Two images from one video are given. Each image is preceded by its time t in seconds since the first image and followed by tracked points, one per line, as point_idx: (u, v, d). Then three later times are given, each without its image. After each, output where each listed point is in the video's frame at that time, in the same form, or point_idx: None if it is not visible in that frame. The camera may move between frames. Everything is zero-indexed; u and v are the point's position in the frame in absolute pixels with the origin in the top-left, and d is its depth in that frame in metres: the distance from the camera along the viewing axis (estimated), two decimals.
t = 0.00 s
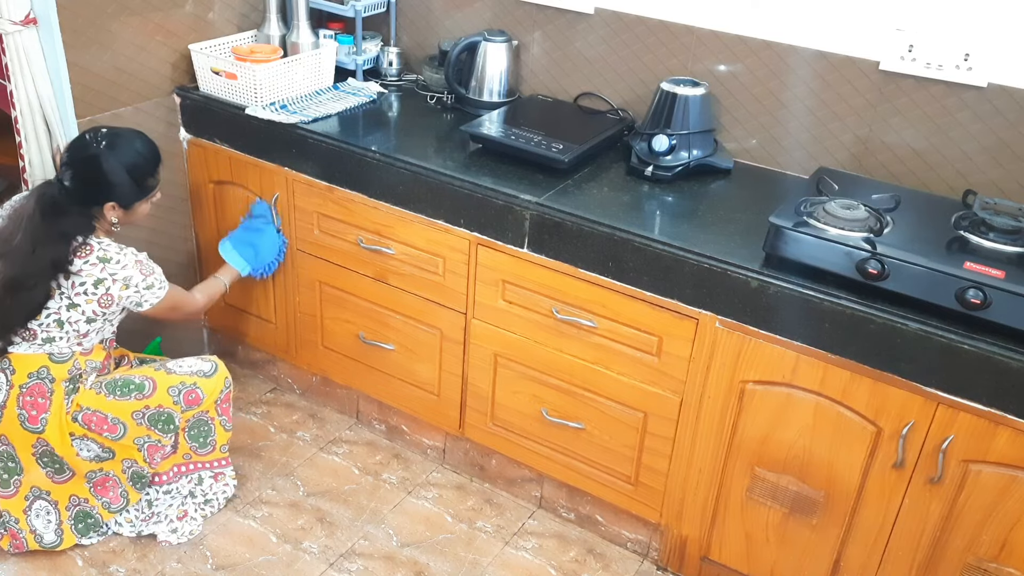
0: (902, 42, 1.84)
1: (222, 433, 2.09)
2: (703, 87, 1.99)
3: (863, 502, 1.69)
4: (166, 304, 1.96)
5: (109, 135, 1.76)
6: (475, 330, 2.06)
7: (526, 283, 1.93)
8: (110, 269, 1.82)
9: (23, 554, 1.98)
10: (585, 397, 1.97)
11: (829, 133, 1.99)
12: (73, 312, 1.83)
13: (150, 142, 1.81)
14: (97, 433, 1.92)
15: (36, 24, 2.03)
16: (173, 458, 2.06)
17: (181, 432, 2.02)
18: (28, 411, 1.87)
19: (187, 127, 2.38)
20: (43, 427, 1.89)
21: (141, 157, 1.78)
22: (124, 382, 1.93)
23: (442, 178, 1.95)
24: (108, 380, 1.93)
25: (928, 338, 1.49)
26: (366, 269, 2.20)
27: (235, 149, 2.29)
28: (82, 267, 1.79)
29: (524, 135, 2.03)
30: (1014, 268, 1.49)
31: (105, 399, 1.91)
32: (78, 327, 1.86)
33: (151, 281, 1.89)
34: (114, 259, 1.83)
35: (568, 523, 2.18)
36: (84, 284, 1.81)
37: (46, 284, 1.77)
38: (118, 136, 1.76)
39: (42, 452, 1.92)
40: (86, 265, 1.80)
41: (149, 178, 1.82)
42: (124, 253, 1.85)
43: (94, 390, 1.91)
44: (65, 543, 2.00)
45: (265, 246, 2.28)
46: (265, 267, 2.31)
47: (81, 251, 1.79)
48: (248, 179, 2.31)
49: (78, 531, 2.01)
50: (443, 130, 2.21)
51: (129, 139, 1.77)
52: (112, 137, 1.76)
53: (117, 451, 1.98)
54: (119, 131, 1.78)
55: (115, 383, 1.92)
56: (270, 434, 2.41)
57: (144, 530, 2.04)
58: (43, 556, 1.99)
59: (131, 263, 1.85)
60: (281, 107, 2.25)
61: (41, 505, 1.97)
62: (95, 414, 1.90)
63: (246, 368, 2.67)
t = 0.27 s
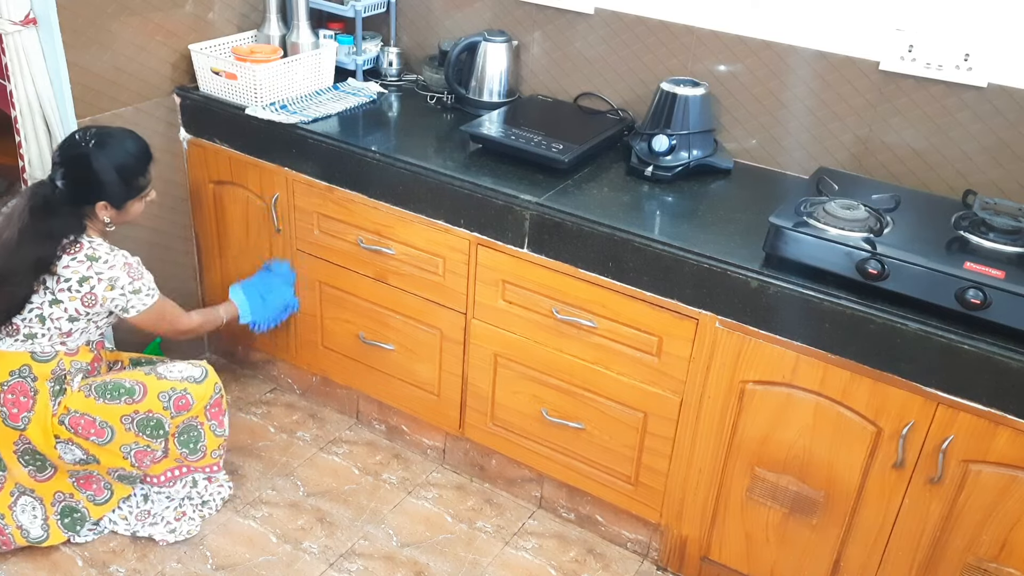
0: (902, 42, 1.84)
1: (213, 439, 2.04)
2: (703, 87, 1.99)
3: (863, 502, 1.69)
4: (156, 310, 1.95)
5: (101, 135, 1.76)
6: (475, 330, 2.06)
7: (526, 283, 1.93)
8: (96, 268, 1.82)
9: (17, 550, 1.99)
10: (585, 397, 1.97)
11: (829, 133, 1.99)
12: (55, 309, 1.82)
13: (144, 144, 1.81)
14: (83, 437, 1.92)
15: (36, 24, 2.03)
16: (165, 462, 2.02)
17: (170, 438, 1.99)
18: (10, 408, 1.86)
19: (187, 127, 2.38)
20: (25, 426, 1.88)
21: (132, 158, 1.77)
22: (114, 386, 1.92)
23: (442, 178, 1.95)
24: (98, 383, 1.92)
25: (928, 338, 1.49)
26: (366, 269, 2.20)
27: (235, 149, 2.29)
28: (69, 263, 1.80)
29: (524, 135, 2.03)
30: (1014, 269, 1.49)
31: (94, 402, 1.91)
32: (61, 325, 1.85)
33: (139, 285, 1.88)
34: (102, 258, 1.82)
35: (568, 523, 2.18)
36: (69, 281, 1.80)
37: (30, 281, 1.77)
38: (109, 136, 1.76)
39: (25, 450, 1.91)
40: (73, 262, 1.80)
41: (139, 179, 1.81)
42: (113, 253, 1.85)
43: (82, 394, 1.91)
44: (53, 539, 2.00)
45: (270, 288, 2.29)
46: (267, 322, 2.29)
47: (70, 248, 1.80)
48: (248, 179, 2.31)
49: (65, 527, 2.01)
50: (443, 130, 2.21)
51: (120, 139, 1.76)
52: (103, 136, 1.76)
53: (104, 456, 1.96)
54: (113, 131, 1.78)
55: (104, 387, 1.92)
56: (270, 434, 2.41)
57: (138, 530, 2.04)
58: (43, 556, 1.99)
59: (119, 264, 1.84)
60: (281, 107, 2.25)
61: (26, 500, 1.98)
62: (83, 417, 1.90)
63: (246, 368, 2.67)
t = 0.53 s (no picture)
0: (902, 43, 1.84)
1: (205, 454, 2.05)
2: (703, 87, 1.99)
3: (863, 503, 1.69)
4: (174, 296, 1.98)
5: (118, 130, 1.77)
6: (475, 330, 2.06)
7: (526, 283, 1.93)
8: (107, 262, 1.83)
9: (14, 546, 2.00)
10: (585, 397, 1.97)
11: (829, 133, 1.99)
12: (68, 303, 1.84)
13: (160, 141, 1.83)
14: (81, 439, 1.91)
15: (36, 24, 2.03)
16: (158, 468, 2.02)
17: (165, 449, 1.98)
18: (13, 401, 1.88)
19: (187, 127, 2.38)
20: (26, 419, 1.89)
21: (150, 155, 1.79)
22: (118, 393, 1.93)
23: (442, 178, 1.95)
24: (102, 389, 1.93)
25: (928, 338, 1.49)
26: (366, 270, 2.20)
27: (235, 149, 2.29)
28: (79, 258, 1.81)
29: (524, 135, 2.03)
30: (1014, 269, 1.49)
31: (95, 406, 1.91)
32: (73, 318, 1.86)
33: (151, 275, 1.90)
34: (112, 252, 1.84)
35: (568, 523, 2.18)
36: (81, 275, 1.82)
37: (42, 274, 1.78)
38: (128, 132, 1.77)
39: (22, 444, 1.92)
40: (84, 256, 1.81)
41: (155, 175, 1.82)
42: (124, 246, 1.86)
43: (86, 396, 1.92)
44: (41, 535, 1.99)
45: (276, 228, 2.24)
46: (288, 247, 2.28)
47: (81, 242, 1.80)
48: (248, 179, 2.31)
49: (54, 523, 2.01)
50: (443, 130, 2.21)
51: (137, 135, 1.78)
52: (121, 132, 1.77)
53: (100, 462, 1.95)
54: (130, 127, 1.79)
55: (108, 393, 1.93)
56: (270, 434, 2.41)
57: (132, 529, 2.05)
58: (43, 556, 1.99)
59: (129, 257, 1.86)
60: (281, 107, 2.25)
61: (16, 496, 1.97)
62: (82, 419, 1.90)
63: (246, 368, 2.67)
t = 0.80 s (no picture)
0: (902, 42, 1.84)
1: (202, 458, 2.04)
2: (704, 87, 1.99)
3: (863, 502, 1.69)
4: (174, 311, 1.94)
5: (123, 139, 1.75)
6: (475, 330, 2.06)
7: (526, 283, 1.93)
8: (111, 272, 1.82)
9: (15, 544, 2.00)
10: (585, 397, 1.97)
11: (829, 133, 1.99)
12: (71, 310, 1.84)
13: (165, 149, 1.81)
14: (76, 441, 1.92)
15: (36, 24, 2.03)
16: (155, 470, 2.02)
17: (159, 453, 1.98)
18: (13, 403, 1.88)
19: (187, 127, 2.38)
20: (23, 422, 1.89)
21: (154, 163, 1.77)
22: (112, 395, 1.93)
23: (442, 178, 1.95)
24: (98, 390, 1.93)
25: (928, 338, 1.49)
26: (366, 270, 2.20)
27: (235, 149, 2.29)
28: (83, 267, 1.80)
29: (524, 135, 2.03)
30: (1014, 269, 1.49)
31: (90, 408, 1.91)
32: (75, 324, 1.86)
33: (155, 288, 1.87)
34: (117, 262, 1.82)
35: (568, 523, 2.18)
36: (84, 284, 1.81)
37: (48, 280, 1.77)
38: (133, 141, 1.75)
39: (20, 445, 1.92)
40: (87, 266, 1.80)
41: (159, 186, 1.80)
42: (128, 257, 1.85)
43: (82, 398, 1.92)
44: (40, 534, 2.00)
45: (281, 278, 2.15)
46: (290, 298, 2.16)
47: (85, 252, 1.79)
48: (248, 179, 2.31)
49: (54, 522, 2.01)
50: (443, 130, 2.21)
51: (142, 145, 1.76)
52: (126, 141, 1.75)
53: (96, 465, 1.95)
54: (135, 136, 1.77)
55: (103, 395, 1.93)
56: (270, 434, 2.41)
57: (131, 529, 2.05)
58: (43, 556, 1.99)
59: (133, 269, 1.84)
60: (281, 107, 2.25)
61: (17, 494, 1.97)
62: (77, 421, 1.90)
63: (246, 368, 2.67)
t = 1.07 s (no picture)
0: (902, 42, 1.84)
1: (202, 456, 2.03)
2: (703, 87, 1.99)
3: (863, 503, 1.69)
4: (177, 313, 1.95)
5: (130, 144, 1.75)
6: (475, 330, 2.06)
7: (526, 283, 1.93)
8: (113, 273, 1.82)
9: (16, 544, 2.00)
10: (585, 397, 1.97)
11: (829, 133, 1.99)
12: (72, 310, 1.84)
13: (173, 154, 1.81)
14: (76, 436, 1.92)
15: (36, 24, 2.02)
16: (155, 468, 2.01)
17: (160, 449, 1.97)
18: (14, 402, 1.89)
19: (187, 128, 2.38)
20: (24, 420, 1.90)
21: (158, 168, 1.77)
22: (112, 391, 1.93)
23: (442, 178, 1.95)
24: (97, 386, 1.93)
25: (928, 338, 1.49)
26: (366, 270, 2.20)
27: (235, 149, 2.29)
28: (86, 267, 1.80)
29: (524, 135, 2.03)
30: (1014, 269, 1.49)
31: (90, 403, 1.91)
32: (76, 325, 1.87)
33: (155, 289, 1.88)
34: (119, 263, 1.83)
35: (568, 523, 2.18)
36: (87, 285, 1.81)
37: (49, 279, 1.78)
38: (140, 146, 1.76)
39: (21, 444, 1.92)
40: (90, 266, 1.80)
41: (164, 192, 1.80)
42: (130, 258, 1.85)
43: (82, 393, 1.92)
44: (40, 533, 1.99)
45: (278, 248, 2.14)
46: (289, 276, 2.15)
47: (88, 252, 1.80)
48: (248, 179, 2.31)
49: (53, 522, 2.01)
50: (443, 130, 2.21)
51: (149, 149, 1.76)
52: (132, 145, 1.75)
53: (96, 462, 1.95)
54: (143, 141, 1.78)
55: (103, 390, 1.93)
56: (270, 434, 2.41)
57: (131, 529, 2.05)
58: (43, 555, 1.99)
59: (135, 270, 1.85)
60: (281, 107, 2.25)
61: (18, 492, 1.97)
62: (77, 417, 1.91)
63: (246, 368, 2.67)
